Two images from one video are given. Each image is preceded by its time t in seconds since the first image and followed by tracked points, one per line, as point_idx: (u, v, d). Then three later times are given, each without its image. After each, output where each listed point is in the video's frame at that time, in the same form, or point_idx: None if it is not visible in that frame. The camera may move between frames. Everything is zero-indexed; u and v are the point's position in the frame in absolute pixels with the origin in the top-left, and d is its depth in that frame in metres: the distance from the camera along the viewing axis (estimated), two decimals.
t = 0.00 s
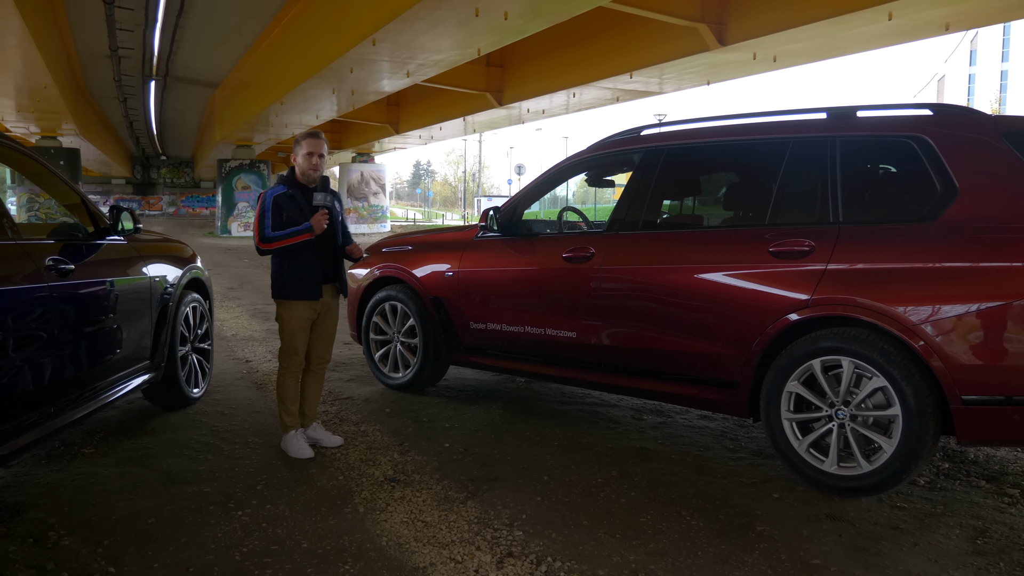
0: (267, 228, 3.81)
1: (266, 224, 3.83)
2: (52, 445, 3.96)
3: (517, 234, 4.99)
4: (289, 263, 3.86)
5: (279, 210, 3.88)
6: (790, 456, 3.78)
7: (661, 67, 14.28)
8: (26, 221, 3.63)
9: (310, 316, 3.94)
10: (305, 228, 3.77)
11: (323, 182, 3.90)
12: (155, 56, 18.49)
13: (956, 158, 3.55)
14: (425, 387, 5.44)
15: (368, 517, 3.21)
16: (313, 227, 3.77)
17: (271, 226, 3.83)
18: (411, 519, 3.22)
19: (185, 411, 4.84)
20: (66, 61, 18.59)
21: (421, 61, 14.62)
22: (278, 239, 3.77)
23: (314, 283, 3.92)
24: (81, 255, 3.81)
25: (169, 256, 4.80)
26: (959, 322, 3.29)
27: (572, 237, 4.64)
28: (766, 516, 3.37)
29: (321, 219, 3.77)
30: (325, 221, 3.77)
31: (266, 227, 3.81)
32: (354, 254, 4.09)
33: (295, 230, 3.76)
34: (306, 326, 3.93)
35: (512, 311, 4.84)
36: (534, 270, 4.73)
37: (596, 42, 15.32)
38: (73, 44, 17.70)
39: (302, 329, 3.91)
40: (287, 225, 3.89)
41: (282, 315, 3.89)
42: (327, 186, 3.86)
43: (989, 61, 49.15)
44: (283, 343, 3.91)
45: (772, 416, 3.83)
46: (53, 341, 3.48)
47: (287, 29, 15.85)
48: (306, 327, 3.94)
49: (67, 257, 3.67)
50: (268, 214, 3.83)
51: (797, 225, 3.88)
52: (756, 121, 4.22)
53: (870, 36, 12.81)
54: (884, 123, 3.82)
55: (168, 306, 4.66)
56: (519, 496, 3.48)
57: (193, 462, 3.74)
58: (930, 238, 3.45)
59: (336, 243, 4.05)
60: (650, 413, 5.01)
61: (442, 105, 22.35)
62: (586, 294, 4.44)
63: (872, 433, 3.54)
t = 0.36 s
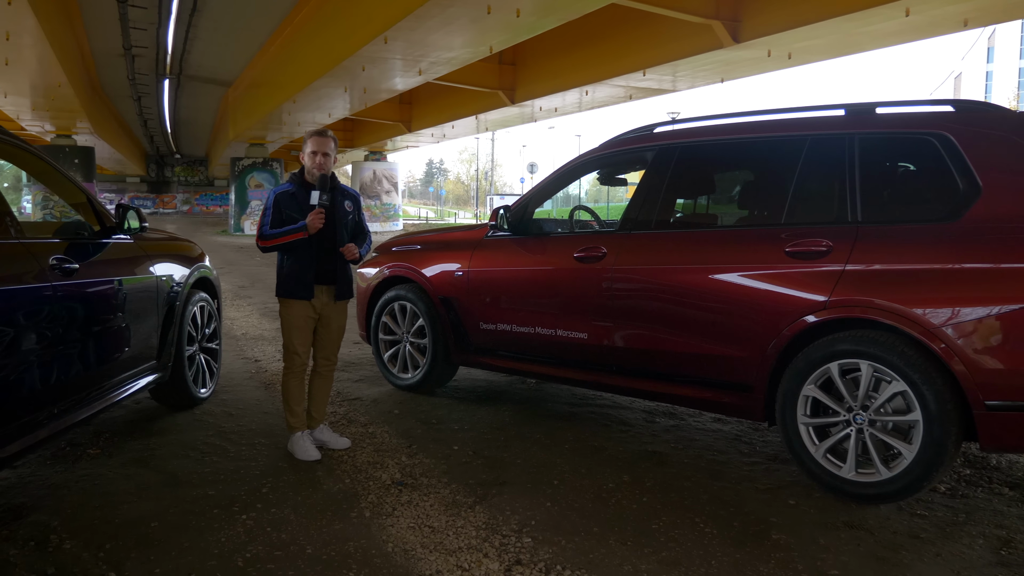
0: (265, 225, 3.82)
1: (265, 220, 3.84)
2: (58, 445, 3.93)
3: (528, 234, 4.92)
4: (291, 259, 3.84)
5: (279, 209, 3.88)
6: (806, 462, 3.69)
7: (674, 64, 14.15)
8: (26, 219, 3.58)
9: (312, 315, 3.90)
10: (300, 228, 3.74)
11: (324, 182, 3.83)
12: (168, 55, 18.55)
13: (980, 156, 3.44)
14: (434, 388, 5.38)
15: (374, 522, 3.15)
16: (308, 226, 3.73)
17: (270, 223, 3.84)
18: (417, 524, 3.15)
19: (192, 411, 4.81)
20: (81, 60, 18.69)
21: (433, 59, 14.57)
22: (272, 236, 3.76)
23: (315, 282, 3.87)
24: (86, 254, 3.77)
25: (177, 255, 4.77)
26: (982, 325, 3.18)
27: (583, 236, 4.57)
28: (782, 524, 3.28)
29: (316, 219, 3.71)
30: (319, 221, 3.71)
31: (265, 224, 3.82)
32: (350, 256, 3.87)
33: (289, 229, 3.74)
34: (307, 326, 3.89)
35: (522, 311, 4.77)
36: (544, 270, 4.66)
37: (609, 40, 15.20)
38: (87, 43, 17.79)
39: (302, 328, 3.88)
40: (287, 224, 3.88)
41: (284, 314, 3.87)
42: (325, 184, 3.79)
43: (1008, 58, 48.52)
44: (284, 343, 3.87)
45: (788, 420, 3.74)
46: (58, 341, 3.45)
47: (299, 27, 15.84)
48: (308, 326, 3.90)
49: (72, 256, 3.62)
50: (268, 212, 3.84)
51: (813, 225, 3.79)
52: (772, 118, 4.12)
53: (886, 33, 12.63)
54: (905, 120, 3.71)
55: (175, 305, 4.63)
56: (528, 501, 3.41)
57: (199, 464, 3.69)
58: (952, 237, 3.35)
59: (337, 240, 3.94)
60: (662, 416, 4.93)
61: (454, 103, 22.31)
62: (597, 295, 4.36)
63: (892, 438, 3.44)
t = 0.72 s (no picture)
0: (277, 222, 3.78)
1: (276, 218, 3.80)
2: (67, 444, 3.91)
3: (541, 233, 4.84)
4: (301, 257, 3.79)
5: (291, 207, 3.84)
6: (825, 467, 3.58)
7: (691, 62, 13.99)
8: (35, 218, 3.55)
9: (321, 315, 3.85)
10: (311, 226, 3.69)
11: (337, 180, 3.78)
12: (186, 53, 18.66)
13: (1006, 153, 3.31)
14: (446, 388, 5.32)
15: (381, 526, 3.10)
16: (319, 225, 3.68)
17: (281, 221, 3.80)
18: (425, 529, 3.10)
19: (202, 410, 4.78)
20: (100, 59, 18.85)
21: (448, 57, 14.52)
22: (284, 234, 3.72)
23: (325, 281, 3.82)
24: (94, 252, 3.74)
25: (187, 254, 4.75)
26: (1008, 328, 3.07)
27: (597, 235, 4.49)
28: (800, 531, 3.19)
29: (328, 218, 3.66)
30: (331, 220, 3.66)
31: (276, 222, 3.78)
32: (361, 256, 3.85)
33: (300, 227, 3.69)
34: (317, 325, 3.85)
35: (535, 311, 4.70)
36: (558, 270, 4.58)
37: (626, 37, 15.08)
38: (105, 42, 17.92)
39: (312, 328, 3.83)
40: (298, 222, 3.83)
41: (292, 313, 3.83)
42: (337, 183, 3.73)
43: None
44: (293, 342, 3.83)
45: (806, 424, 3.64)
46: (66, 340, 3.43)
47: (315, 26, 15.86)
48: (319, 326, 3.86)
49: (79, 254, 3.59)
50: (280, 210, 3.80)
51: (833, 224, 3.68)
52: (790, 114, 4.02)
53: (909, 29, 12.41)
54: (927, 116, 3.59)
55: (185, 304, 4.60)
56: (539, 506, 3.34)
57: (206, 466, 3.66)
58: (977, 237, 3.23)
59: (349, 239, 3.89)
60: (677, 418, 4.84)
61: (470, 101, 22.27)
62: (612, 295, 4.28)
63: (913, 444, 3.33)
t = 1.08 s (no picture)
0: (280, 220, 3.74)
1: (280, 215, 3.76)
2: (69, 443, 3.91)
3: (547, 231, 4.80)
4: (304, 255, 3.76)
5: (295, 203, 3.80)
6: (835, 469, 3.51)
7: (701, 59, 13.87)
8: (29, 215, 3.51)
9: (324, 313, 3.82)
10: (315, 223, 3.66)
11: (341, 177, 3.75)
12: (195, 51, 18.71)
13: (1022, 151, 3.23)
14: (451, 387, 5.28)
15: (382, 528, 3.06)
16: (324, 223, 3.65)
17: (285, 218, 3.76)
18: (426, 530, 3.06)
19: (205, 409, 4.77)
20: (110, 57, 18.94)
21: (457, 55, 14.48)
22: (288, 232, 3.69)
23: (328, 279, 3.78)
24: (95, 250, 3.71)
25: (190, 251, 4.73)
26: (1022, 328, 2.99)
27: (604, 233, 4.43)
28: (808, 535, 3.13)
29: (332, 216, 3.64)
30: (336, 218, 3.64)
31: (280, 219, 3.75)
32: (366, 247, 3.80)
33: (304, 224, 3.66)
34: (320, 323, 3.81)
35: (541, 309, 4.65)
36: (564, 268, 4.53)
37: (635, 34, 14.97)
38: (115, 40, 18.00)
39: (316, 326, 3.80)
40: (302, 219, 3.80)
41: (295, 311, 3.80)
42: (343, 180, 3.71)
43: None
44: (296, 341, 3.80)
45: (815, 426, 3.57)
46: (67, 340, 3.41)
47: (324, 23, 15.85)
48: (322, 324, 3.82)
49: (79, 252, 3.56)
50: (284, 206, 3.76)
51: (844, 222, 3.62)
52: (800, 110, 3.94)
53: (922, 25, 12.25)
54: (941, 112, 3.51)
55: (188, 302, 4.58)
56: (542, 507, 3.29)
57: (208, 466, 3.64)
58: (991, 235, 3.15)
59: (352, 236, 3.87)
60: (685, 418, 4.78)
61: (479, 99, 22.21)
62: (618, 293, 4.23)
63: (925, 447, 3.26)
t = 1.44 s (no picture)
0: (279, 216, 3.69)
1: (279, 211, 3.71)
2: (67, 442, 3.87)
3: (551, 226, 4.73)
4: (303, 251, 3.71)
5: (293, 199, 3.75)
6: (844, 470, 3.44)
7: (707, 53, 13.75)
8: (26, 212, 3.40)
9: (324, 310, 3.76)
10: (312, 220, 3.60)
11: (338, 172, 3.70)
12: (200, 47, 18.68)
13: None
14: (455, 385, 5.22)
15: (382, 530, 3.01)
16: (321, 218, 3.59)
17: (284, 214, 3.71)
18: (428, 533, 3.00)
19: (205, 407, 4.73)
20: (115, 53, 18.93)
21: (461, 50, 14.39)
22: (286, 228, 3.63)
23: (328, 276, 3.72)
24: (93, 246, 3.65)
25: (190, 248, 4.68)
26: None
27: (609, 229, 4.36)
28: (817, 538, 3.05)
29: (330, 211, 3.58)
30: (332, 213, 3.58)
31: (278, 215, 3.70)
32: (362, 216, 3.67)
33: (301, 220, 3.61)
34: (320, 320, 3.76)
35: (545, 307, 4.59)
36: (568, 265, 4.46)
37: (641, 29, 14.85)
38: (120, 36, 17.99)
39: (317, 323, 3.75)
40: (301, 215, 3.75)
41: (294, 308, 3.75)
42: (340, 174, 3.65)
43: None
44: (296, 338, 3.75)
45: (824, 426, 3.49)
46: (65, 337, 3.37)
47: (328, 18, 15.79)
48: (324, 322, 3.77)
49: (77, 248, 3.50)
50: (282, 202, 3.70)
51: (854, 217, 3.53)
52: (810, 103, 3.86)
53: (931, 18, 12.10)
54: (955, 105, 3.41)
55: (188, 299, 4.53)
56: (546, 509, 3.23)
57: (207, 465, 3.60)
58: (1006, 231, 3.06)
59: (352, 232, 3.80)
60: (691, 417, 4.71)
61: (484, 94, 22.12)
62: (623, 290, 4.16)
63: (937, 447, 3.18)
